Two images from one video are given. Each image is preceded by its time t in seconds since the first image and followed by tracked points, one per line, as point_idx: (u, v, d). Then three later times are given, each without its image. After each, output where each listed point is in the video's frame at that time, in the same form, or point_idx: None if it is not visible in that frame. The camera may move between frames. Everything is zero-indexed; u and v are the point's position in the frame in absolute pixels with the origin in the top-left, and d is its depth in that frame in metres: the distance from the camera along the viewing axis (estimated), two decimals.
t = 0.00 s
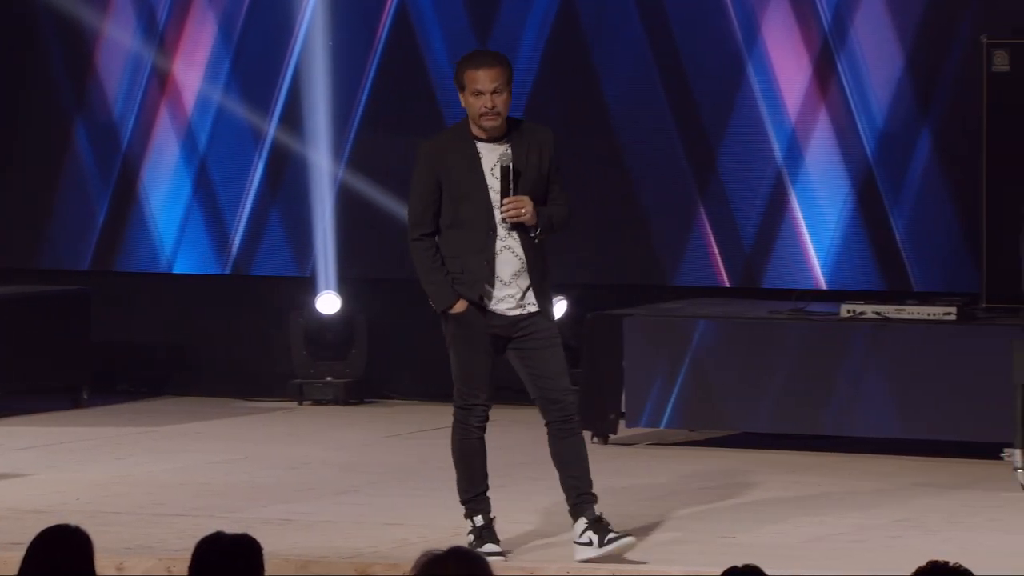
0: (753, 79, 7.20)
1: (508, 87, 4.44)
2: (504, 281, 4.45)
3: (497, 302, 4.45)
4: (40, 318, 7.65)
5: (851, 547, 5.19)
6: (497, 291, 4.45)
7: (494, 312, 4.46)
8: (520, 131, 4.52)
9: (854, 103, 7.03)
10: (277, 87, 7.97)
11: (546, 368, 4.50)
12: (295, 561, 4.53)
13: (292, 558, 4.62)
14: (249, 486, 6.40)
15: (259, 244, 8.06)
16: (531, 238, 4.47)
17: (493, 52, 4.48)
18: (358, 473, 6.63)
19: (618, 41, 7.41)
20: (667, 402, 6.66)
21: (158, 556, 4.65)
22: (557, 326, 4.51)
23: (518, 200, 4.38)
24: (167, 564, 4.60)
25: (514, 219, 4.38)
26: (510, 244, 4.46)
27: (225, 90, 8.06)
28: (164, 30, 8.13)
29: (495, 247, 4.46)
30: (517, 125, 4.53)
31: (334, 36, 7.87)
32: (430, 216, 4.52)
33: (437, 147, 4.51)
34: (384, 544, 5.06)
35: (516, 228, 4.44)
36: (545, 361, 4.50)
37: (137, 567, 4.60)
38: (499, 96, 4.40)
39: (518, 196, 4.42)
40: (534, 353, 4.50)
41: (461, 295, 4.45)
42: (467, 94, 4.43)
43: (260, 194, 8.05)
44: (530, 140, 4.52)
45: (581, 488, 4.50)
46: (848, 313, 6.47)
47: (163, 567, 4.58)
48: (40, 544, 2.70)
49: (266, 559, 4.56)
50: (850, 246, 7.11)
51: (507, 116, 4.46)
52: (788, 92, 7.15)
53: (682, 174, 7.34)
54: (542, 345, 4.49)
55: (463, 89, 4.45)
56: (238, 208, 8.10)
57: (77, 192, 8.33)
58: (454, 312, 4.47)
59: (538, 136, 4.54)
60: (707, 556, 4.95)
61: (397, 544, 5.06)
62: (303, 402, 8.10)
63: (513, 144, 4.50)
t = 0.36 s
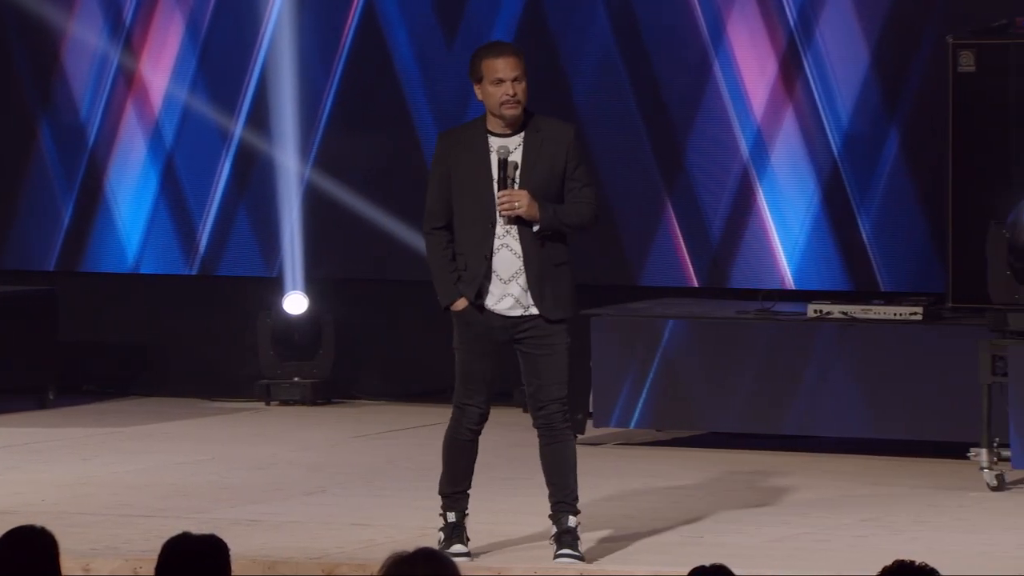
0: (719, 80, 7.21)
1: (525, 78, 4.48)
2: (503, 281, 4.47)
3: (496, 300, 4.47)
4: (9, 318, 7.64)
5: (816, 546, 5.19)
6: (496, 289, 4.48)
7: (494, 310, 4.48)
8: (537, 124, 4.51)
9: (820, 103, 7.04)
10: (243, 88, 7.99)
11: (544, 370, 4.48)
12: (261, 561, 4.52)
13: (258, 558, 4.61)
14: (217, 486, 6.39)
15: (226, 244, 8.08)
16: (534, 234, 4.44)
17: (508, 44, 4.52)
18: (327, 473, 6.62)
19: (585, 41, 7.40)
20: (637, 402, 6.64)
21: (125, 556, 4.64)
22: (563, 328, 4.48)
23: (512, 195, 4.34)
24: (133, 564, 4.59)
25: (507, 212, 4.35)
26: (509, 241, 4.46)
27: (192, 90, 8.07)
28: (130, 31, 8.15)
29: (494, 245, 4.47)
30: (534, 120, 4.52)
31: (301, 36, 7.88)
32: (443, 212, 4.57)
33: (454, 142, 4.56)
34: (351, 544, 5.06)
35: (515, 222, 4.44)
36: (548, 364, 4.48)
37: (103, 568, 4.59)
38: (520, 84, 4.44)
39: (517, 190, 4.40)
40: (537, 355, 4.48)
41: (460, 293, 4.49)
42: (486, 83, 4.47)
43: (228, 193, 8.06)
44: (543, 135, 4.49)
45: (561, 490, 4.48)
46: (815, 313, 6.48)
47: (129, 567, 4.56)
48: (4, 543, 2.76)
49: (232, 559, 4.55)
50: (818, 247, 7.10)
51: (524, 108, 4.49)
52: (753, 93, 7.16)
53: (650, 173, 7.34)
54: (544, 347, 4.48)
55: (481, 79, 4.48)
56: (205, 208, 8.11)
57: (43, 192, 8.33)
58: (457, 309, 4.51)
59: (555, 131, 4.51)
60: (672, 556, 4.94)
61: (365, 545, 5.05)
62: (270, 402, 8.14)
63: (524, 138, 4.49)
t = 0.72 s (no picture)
0: (712, 79, 7.22)
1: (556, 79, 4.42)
2: (518, 283, 4.43)
3: (512, 301, 4.44)
4: None
5: (811, 546, 5.18)
6: (512, 291, 4.44)
7: (509, 309, 4.44)
8: (563, 128, 4.44)
9: (812, 102, 7.04)
10: (235, 87, 7.99)
11: (555, 373, 4.43)
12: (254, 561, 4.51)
13: (250, 558, 4.61)
14: (209, 486, 6.39)
15: (218, 243, 8.07)
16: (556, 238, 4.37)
17: (539, 45, 4.46)
18: (319, 473, 6.62)
19: (580, 41, 7.41)
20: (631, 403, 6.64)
21: (117, 556, 4.63)
22: (579, 333, 4.41)
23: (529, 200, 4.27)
24: (126, 564, 4.58)
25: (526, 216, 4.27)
26: (525, 244, 4.42)
27: (183, 90, 8.06)
28: (121, 30, 8.15)
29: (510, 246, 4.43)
30: (560, 122, 4.45)
31: (292, 36, 7.89)
32: (470, 207, 4.56)
33: (480, 142, 4.52)
34: (344, 544, 5.06)
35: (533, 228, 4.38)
36: (561, 367, 4.43)
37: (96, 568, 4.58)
38: (549, 85, 4.38)
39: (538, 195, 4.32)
40: (550, 356, 4.43)
41: (476, 289, 4.47)
42: (516, 84, 4.40)
43: (219, 193, 8.05)
44: (569, 140, 4.43)
45: (559, 490, 4.45)
46: (807, 313, 6.49)
47: (121, 567, 4.56)
48: None
49: (225, 559, 4.55)
50: (811, 245, 7.10)
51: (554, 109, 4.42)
52: (745, 93, 7.16)
53: (644, 173, 7.34)
54: (560, 351, 4.43)
55: (510, 80, 4.42)
56: (197, 208, 8.10)
57: (35, 191, 8.33)
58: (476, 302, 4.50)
59: (582, 135, 4.44)
60: (666, 555, 4.94)
61: (358, 545, 5.05)
62: (263, 402, 8.14)
63: (549, 141, 4.43)
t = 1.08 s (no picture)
0: (717, 81, 7.21)
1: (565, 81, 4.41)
2: (531, 282, 4.41)
3: (525, 301, 4.42)
4: (4, 317, 7.63)
5: (814, 546, 5.18)
6: (524, 291, 4.42)
7: (522, 310, 4.43)
8: (573, 128, 4.44)
9: (817, 102, 7.04)
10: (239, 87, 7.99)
11: (566, 375, 4.43)
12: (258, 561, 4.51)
13: (255, 558, 4.61)
14: (212, 486, 6.38)
15: (222, 243, 8.07)
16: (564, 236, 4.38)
17: (547, 47, 4.46)
18: (322, 473, 6.61)
19: (584, 40, 7.40)
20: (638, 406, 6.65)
21: (122, 556, 4.62)
22: (591, 333, 4.42)
23: (540, 196, 4.26)
24: (131, 564, 4.57)
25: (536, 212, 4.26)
26: (537, 243, 4.41)
27: (187, 90, 8.06)
28: (125, 30, 8.15)
29: (520, 245, 4.42)
30: (571, 123, 4.45)
31: (296, 36, 7.89)
32: (481, 209, 4.54)
33: (490, 144, 4.51)
34: (349, 544, 5.06)
35: (543, 226, 4.38)
36: (571, 368, 4.43)
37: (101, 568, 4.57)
38: (558, 87, 4.37)
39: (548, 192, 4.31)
40: (561, 357, 4.43)
41: (489, 294, 4.44)
42: (525, 86, 4.40)
43: (224, 191, 8.06)
44: (579, 139, 4.43)
45: (565, 491, 4.46)
46: (812, 313, 6.50)
47: (126, 567, 4.55)
48: None
49: (230, 559, 4.55)
50: (816, 246, 7.11)
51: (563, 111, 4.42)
52: (748, 92, 7.16)
53: (649, 172, 7.34)
54: (571, 351, 4.42)
55: (520, 81, 4.42)
56: (201, 207, 8.10)
57: (38, 190, 8.34)
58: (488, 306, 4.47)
59: (592, 135, 4.44)
60: (669, 555, 4.94)
61: (362, 544, 5.05)
62: (268, 402, 8.15)
63: (560, 140, 4.42)
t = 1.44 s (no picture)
0: (724, 80, 7.21)
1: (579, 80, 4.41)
2: (544, 283, 4.40)
3: (537, 302, 4.41)
4: (11, 317, 7.64)
5: (822, 546, 5.18)
6: (538, 291, 4.42)
7: (534, 311, 4.42)
8: (588, 128, 4.44)
9: (824, 102, 7.03)
10: (246, 86, 7.99)
11: (577, 376, 4.43)
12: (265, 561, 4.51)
13: (262, 558, 4.60)
14: (219, 486, 6.38)
15: (229, 242, 8.07)
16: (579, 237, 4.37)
17: (561, 46, 4.44)
18: (328, 473, 6.61)
19: (592, 40, 7.40)
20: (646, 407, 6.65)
21: (129, 556, 4.62)
22: (602, 334, 4.42)
23: (555, 197, 4.26)
24: (138, 564, 4.57)
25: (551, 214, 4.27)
26: (551, 243, 4.40)
27: (194, 89, 8.07)
28: (132, 30, 8.16)
29: (534, 246, 4.41)
30: (586, 124, 4.44)
31: (303, 35, 7.90)
32: (493, 208, 4.53)
33: (503, 143, 4.50)
34: (356, 544, 5.06)
35: (558, 226, 4.38)
36: (582, 369, 4.42)
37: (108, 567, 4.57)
38: (572, 88, 4.37)
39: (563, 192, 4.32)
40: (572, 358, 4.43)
41: (502, 294, 4.43)
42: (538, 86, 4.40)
43: (231, 188, 8.05)
44: (594, 140, 4.43)
45: (572, 491, 4.45)
46: (819, 313, 6.49)
47: (133, 567, 4.55)
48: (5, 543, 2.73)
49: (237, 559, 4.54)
50: (823, 245, 7.10)
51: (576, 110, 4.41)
52: (754, 91, 7.16)
53: (658, 170, 7.33)
54: (581, 352, 4.42)
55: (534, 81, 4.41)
56: (208, 206, 8.10)
57: (45, 190, 8.34)
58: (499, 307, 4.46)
59: (607, 136, 4.44)
60: (676, 556, 4.93)
61: (369, 544, 5.05)
62: (274, 403, 8.15)
63: (574, 141, 4.42)
